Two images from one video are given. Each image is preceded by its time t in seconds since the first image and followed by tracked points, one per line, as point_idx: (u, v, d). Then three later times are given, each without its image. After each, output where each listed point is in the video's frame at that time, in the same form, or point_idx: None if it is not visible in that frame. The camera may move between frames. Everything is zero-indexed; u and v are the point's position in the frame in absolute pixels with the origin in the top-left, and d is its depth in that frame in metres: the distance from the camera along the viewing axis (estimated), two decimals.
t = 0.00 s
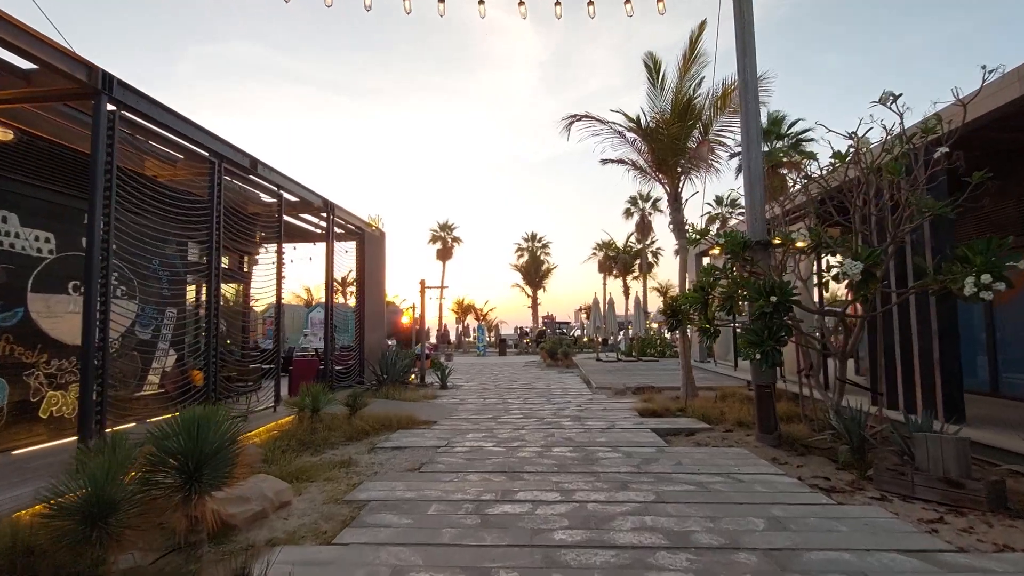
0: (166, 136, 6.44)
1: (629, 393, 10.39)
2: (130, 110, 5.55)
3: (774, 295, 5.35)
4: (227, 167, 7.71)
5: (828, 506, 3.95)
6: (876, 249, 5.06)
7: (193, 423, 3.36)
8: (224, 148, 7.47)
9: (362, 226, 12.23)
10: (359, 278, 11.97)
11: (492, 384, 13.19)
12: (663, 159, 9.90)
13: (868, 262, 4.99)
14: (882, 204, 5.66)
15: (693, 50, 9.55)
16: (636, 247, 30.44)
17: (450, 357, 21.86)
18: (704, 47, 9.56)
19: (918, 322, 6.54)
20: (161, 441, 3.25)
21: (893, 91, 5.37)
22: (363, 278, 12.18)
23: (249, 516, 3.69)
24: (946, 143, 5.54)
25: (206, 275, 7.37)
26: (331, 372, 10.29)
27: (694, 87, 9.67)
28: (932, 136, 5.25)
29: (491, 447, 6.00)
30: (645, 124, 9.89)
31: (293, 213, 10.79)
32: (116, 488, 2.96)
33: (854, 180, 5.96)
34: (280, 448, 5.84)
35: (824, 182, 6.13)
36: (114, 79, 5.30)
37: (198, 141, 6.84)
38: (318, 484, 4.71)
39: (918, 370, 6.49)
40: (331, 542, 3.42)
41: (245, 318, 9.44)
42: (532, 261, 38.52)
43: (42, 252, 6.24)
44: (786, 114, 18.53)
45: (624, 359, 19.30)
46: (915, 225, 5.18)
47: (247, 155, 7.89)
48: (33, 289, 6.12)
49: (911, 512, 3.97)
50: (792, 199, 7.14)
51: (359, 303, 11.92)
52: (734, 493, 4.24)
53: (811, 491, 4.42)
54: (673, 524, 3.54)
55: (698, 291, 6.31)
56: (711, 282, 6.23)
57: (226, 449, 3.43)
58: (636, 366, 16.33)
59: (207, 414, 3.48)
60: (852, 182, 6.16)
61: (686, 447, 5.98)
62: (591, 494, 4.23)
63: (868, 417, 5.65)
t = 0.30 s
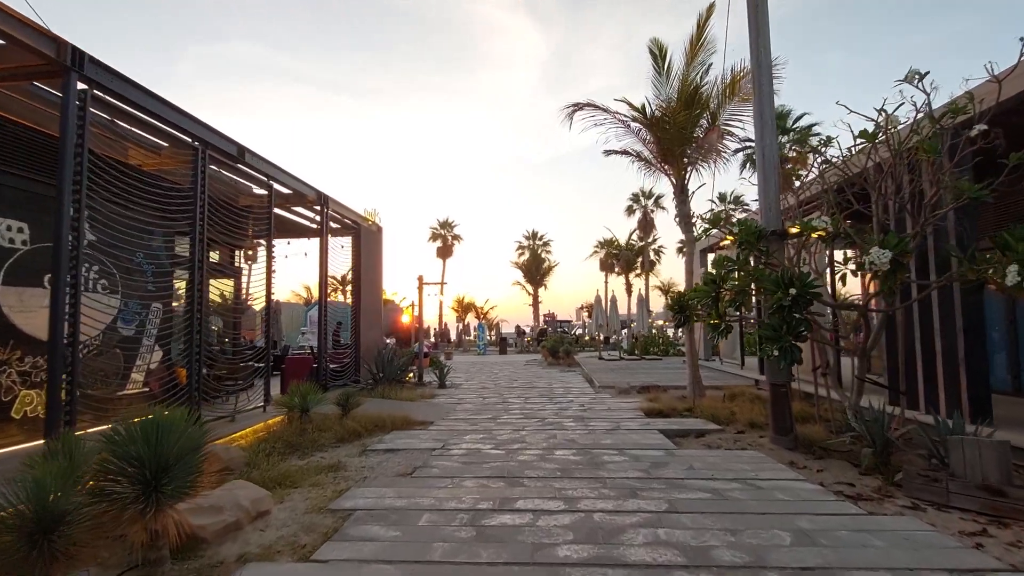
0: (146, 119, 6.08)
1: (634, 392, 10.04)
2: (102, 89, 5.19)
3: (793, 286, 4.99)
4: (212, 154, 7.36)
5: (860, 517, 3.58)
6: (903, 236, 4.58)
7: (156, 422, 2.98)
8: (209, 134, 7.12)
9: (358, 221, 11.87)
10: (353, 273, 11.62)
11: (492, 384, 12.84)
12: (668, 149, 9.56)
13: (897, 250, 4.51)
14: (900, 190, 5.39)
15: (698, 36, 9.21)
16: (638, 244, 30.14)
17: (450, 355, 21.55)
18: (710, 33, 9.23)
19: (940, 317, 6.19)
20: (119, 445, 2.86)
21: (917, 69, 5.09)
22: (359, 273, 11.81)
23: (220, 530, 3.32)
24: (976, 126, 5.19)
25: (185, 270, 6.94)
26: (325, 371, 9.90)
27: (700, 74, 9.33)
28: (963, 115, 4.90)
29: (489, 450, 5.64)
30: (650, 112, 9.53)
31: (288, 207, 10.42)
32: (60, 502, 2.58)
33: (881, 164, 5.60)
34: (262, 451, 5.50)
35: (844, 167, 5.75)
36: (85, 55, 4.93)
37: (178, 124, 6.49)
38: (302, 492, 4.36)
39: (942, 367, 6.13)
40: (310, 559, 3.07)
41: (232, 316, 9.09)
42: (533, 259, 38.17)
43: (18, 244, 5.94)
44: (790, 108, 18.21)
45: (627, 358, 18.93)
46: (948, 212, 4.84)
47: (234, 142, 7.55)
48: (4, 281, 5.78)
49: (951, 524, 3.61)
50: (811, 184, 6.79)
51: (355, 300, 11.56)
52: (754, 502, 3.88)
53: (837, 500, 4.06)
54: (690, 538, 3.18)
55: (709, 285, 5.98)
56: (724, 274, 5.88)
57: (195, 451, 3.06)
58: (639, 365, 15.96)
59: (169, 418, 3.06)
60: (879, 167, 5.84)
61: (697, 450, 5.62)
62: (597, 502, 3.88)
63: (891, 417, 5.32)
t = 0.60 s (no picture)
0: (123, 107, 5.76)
1: (637, 394, 9.70)
2: (71, 72, 4.88)
3: (812, 284, 4.63)
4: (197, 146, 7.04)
5: (895, 538, 3.24)
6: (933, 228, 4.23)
7: (108, 439, 2.67)
8: (194, 125, 6.81)
9: (353, 218, 11.52)
10: (349, 270, 11.29)
11: (491, 384, 12.52)
12: (673, 141, 9.18)
13: (927, 243, 4.16)
14: (924, 182, 5.06)
15: (706, 23, 8.77)
16: (640, 242, 29.82)
17: (449, 355, 21.24)
18: (718, 20, 8.80)
19: (963, 317, 5.86)
20: (59, 466, 2.55)
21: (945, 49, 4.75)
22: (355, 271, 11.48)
23: (185, 552, 3.00)
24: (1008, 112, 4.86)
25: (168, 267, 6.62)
26: (318, 372, 9.58)
27: (707, 64, 8.95)
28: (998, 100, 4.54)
29: (486, 458, 5.30)
30: (655, 104, 9.14)
31: (280, 203, 10.05)
32: None
33: (907, 154, 5.24)
34: (245, 459, 5.18)
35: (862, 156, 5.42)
36: (53, 36, 4.62)
37: (158, 113, 6.17)
38: (285, 508, 4.04)
39: (967, 369, 5.79)
40: None
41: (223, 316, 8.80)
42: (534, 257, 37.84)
43: None
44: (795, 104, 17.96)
45: (628, 358, 18.61)
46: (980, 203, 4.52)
47: (221, 134, 7.24)
48: None
49: (993, 544, 3.28)
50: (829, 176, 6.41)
51: (350, 298, 11.22)
52: (774, 520, 3.54)
53: (865, 516, 3.73)
54: (708, 564, 2.85)
55: (720, 282, 5.64)
56: (735, 272, 5.54)
57: (152, 469, 2.75)
58: (642, 365, 15.60)
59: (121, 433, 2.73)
60: (906, 158, 5.45)
61: (707, 458, 5.28)
62: (602, 519, 3.55)
63: (916, 424, 4.98)
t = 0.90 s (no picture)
0: (87, 85, 5.39)
1: (640, 395, 9.33)
2: (27, 44, 4.53)
3: (834, 276, 4.26)
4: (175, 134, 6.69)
5: (938, 560, 2.88)
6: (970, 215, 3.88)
7: (39, 457, 2.56)
8: (171, 110, 6.47)
9: (346, 213, 11.16)
10: (341, 266, 10.93)
11: (489, 384, 12.15)
12: (678, 131, 8.82)
13: (964, 232, 3.79)
14: (945, 165, 4.74)
15: (715, 7, 8.38)
16: (641, 239, 29.45)
17: (446, 354, 20.87)
18: (727, 5, 8.41)
19: (989, 314, 5.50)
20: None
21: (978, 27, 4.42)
22: (349, 267, 11.11)
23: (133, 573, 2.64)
24: None
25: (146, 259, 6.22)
26: (309, 371, 9.21)
27: (714, 50, 8.58)
28: None
29: (480, 464, 4.94)
30: (660, 92, 8.77)
31: (270, 197, 9.67)
32: None
33: (933, 139, 4.88)
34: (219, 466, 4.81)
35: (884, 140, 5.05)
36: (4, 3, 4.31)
37: (128, 94, 5.79)
38: (259, 522, 3.69)
39: (994, 370, 5.44)
40: None
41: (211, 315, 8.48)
42: (534, 255, 37.47)
43: None
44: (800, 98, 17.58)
45: (629, 357, 18.25)
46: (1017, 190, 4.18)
47: (201, 121, 6.90)
48: None
49: None
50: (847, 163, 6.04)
51: (343, 295, 10.84)
52: (799, 537, 3.18)
53: (897, 533, 3.38)
54: None
55: (732, 276, 5.28)
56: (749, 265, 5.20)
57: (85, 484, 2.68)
58: (643, 364, 15.24)
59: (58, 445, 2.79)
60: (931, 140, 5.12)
61: (719, 465, 4.92)
62: (608, 537, 3.19)
63: (943, 428, 4.62)
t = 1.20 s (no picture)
0: (38, 59, 4.95)
1: (642, 397, 8.98)
2: None
3: (859, 274, 3.91)
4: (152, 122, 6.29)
5: None
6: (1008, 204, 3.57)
7: None
8: (145, 96, 6.09)
9: (339, 208, 10.79)
10: (334, 263, 10.57)
11: (487, 385, 11.80)
12: (684, 123, 8.46)
13: (1005, 223, 3.46)
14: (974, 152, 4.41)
15: None
16: (641, 237, 29.10)
17: (443, 353, 20.51)
18: None
19: (1017, 315, 5.16)
20: None
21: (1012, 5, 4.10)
22: (342, 265, 10.75)
23: None
24: None
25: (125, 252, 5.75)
26: (299, 372, 8.85)
27: (721, 38, 8.19)
28: None
29: (474, 475, 4.58)
30: (665, 82, 8.40)
31: (258, 191, 9.29)
32: None
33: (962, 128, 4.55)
34: (188, 477, 4.46)
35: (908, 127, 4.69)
36: None
37: (90, 73, 5.34)
38: (226, 544, 3.33)
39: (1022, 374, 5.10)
40: None
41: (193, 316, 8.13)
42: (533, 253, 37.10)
43: None
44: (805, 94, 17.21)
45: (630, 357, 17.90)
46: None
47: (179, 108, 6.50)
48: None
49: None
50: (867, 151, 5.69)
51: (335, 293, 10.46)
52: (828, 564, 2.84)
53: (935, 556, 3.04)
54: None
55: (745, 274, 4.93)
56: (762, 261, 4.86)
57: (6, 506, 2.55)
58: (644, 364, 14.89)
59: None
60: (959, 125, 4.77)
61: (730, 476, 4.57)
62: (615, 563, 2.86)
63: (973, 437, 4.29)
